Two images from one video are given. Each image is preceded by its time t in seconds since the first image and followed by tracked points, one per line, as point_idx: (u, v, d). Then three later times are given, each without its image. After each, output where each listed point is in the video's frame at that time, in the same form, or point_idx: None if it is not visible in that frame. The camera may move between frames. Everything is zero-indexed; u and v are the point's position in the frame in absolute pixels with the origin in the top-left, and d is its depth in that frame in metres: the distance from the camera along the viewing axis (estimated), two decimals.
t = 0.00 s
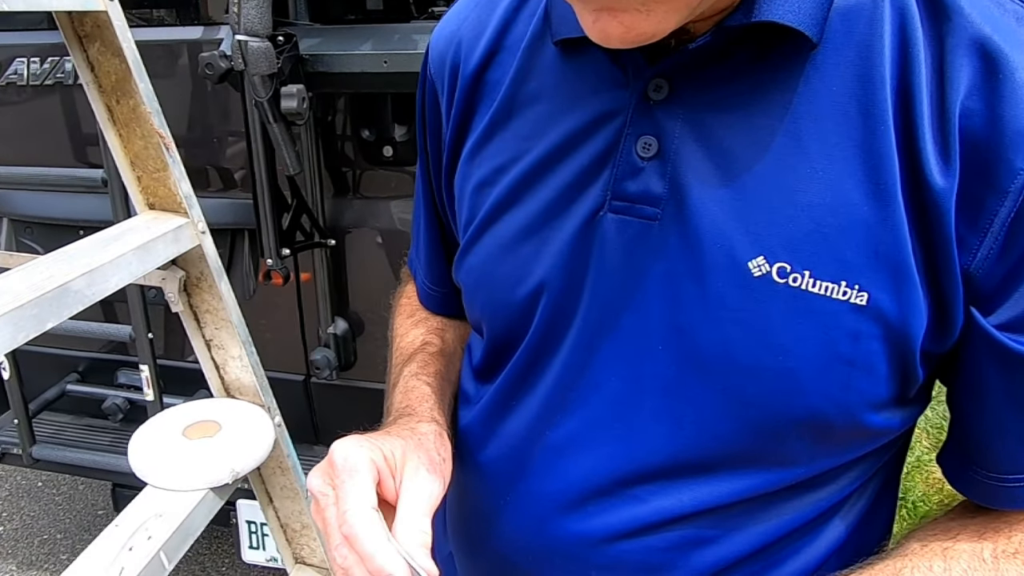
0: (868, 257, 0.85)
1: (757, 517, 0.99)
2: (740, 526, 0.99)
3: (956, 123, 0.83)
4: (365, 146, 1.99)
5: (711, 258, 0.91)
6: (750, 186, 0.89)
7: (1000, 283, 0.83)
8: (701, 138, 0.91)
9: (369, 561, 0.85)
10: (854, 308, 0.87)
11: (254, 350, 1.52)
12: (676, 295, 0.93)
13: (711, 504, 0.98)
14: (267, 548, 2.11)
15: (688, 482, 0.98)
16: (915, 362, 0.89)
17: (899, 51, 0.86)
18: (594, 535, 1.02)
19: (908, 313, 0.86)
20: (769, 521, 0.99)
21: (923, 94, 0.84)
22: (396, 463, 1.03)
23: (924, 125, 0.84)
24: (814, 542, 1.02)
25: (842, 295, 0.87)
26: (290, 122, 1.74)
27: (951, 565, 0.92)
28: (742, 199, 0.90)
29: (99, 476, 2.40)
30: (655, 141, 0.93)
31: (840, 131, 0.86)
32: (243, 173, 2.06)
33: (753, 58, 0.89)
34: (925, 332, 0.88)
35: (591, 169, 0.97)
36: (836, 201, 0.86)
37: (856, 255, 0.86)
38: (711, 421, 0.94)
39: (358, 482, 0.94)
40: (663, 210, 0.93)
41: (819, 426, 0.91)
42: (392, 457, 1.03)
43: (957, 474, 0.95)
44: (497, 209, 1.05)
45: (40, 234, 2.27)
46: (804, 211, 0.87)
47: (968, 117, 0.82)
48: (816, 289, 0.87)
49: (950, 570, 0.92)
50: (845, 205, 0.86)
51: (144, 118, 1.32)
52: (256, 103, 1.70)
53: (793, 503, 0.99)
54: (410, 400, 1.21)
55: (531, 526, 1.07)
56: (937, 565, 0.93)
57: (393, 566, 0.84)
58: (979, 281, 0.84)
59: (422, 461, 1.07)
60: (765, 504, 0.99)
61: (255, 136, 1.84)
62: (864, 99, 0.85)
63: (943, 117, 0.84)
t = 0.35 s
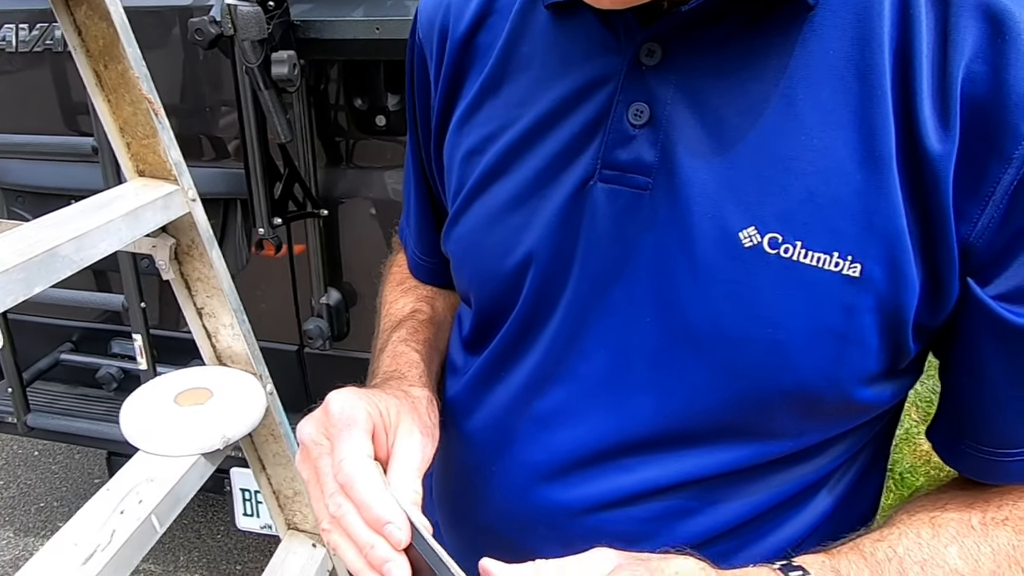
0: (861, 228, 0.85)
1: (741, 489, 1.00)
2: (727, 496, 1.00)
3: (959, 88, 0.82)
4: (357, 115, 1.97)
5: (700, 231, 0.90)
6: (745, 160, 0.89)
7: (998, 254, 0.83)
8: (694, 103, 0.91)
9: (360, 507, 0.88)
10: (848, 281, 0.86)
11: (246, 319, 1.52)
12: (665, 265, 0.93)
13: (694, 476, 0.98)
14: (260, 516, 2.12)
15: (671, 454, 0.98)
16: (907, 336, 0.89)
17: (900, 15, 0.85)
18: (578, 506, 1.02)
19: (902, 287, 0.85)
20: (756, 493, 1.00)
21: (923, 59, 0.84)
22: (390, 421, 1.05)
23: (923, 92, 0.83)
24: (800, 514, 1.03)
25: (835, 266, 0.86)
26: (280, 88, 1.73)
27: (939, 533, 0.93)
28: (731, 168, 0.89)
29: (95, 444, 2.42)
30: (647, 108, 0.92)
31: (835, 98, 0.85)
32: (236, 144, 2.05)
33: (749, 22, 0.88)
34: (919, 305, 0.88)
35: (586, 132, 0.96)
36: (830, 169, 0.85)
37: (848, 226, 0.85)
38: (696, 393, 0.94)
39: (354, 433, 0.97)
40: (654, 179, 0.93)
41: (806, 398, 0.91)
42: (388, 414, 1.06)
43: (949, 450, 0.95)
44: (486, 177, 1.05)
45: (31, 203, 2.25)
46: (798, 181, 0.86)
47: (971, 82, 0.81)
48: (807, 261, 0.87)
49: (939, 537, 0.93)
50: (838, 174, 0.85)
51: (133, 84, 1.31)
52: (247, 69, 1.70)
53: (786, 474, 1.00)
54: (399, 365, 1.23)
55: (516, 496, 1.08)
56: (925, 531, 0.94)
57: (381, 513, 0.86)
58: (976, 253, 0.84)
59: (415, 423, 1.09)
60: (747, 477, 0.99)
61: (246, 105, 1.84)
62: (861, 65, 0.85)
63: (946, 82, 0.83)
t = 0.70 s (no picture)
0: (847, 187, 0.84)
1: (725, 453, 1.01)
2: (705, 459, 1.01)
3: (957, 41, 0.80)
4: (356, 80, 1.96)
5: (685, 186, 0.89)
6: (728, 112, 0.87)
7: (989, 215, 0.82)
8: (680, 55, 0.88)
9: (346, 467, 0.87)
10: (835, 242, 0.86)
11: (242, 283, 1.52)
12: (646, 224, 0.92)
13: (678, 440, 0.99)
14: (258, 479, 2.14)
15: (656, 418, 0.99)
16: (893, 296, 0.89)
17: None
18: (561, 469, 1.03)
19: (888, 254, 0.86)
20: (738, 457, 1.01)
21: (923, 8, 0.82)
22: (375, 383, 1.05)
23: (920, 44, 0.82)
24: (779, 483, 1.04)
25: (821, 227, 0.86)
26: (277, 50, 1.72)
27: (893, 503, 0.93)
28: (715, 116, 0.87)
29: (96, 407, 2.43)
30: (632, 60, 0.89)
31: (827, 52, 0.83)
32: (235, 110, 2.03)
33: None
34: (906, 267, 0.88)
35: (564, 93, 0.94)
36: (819, 126, 0.84)
37: (837, 185, 0.85)
38: (678, 357, 0.94)
39: (337, 396, 0.97)
40: (638, 135, 0.90)
41: (789, 360, 0.92)
42: (372, 377, 1.06)
43: (922, 418, 0.96)
44: (469, 134, 1.03)
45: (29, 167, 2.21)
46: (788, 136, 0.85)
47: (970, 33, 0.80)
48: (794, 221, 0.86)
49: (894, 507, 0.93)
50: (827, 130, 0.84)
51: (126, 44, 1.30)
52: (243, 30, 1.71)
53: (766, 439, 1.00)
54: (384, 330, 1.24)
55: (499, 458, 1.09)
56: (881, 502, 0.94)
57: (368, 471, 0.86)
58: (966, 213, 0.84)
59: (400, 385, 1.09)
60: (732, 441, 1.00)
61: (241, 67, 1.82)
62: (855, 16, 0.82)
63: (945, 35, 0.81)
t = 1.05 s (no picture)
0: (854, 160, 0.83)
1: (723, 438, 1.00)
2: (705, 440, 1.00)
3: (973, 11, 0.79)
4: (360, 55, 1.94)
5: (683, 158, 0.87)
6: (726, 78, 0.85)
7: (1004, 190, 0.81)
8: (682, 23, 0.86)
9: (336, 444, 0.88)
10: (840, 219, 0.85)
11: (243, 259, 1.51)
12: (642, 199, 0.90)
13: (673, 424, 0.98)
14: (262, 454, 2.14)
15: (650, 404, 0.98)
16: (899, 276, 0.88)
17: None
18: (554, 451, 1.02)
19: (898, 229, 0.84)
20: (736, 442, 1.00)
21: None
22: (364, 357, 1.05)
23: (935, 14, 0.80)
24: (775, 469, 1.03)
25: (825, 203, 0.84)
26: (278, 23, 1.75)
27: (897, 489, 0.92)
28: (715, 89, 0.85)
29: (100, 381, 2.43)
30: (629, 29, 0.87)
31: (835, 18, 0.81)
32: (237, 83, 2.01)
33: None
34: (915, 248, 0.87)
35: (556, 66, 0.93)
36: (826, 97, 0.82)
37: (843, 158, 0.83)
38: (672, 337, 0.92)
39: (325, 372, 0.97)
40: (635, 107, 0.89)
41: (789, 340, 0.90)
42: (361, 351, 1.05)
43: (930, 406, 0.94)
44: (462, 104, 1.02)
45: (32, 141, 2.20)
46: (791, 107, 0.83)
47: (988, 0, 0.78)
48: (798, 196, 0.85)
49: (897, 494, 0.92)
50: (835, 101, 0.82)
51: (125, 15, 1.27)
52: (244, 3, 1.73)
53: (762, 426, 0.99)
54: (374, 308, 1.23)
55: (491, 439, 1.08)
56: (884, 488, 0.93)
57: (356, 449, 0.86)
58: (981, 187, 0.82)
59: (390, 358, 1.09)
60: (729, 428, 0.99)
61: (244, 42, 1.81)
62: None
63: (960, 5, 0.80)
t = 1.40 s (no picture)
0: (868, 138, 0.81)
1: (724, 425, 0.98)
2: (706, 426, 0.98)
3: None
4: (362, 34, 1.91)
5: (690, 135, 0.85)
6: (735, 51, 0.83)
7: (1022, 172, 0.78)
8: None
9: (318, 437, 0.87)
10: (854, 200, 0.82)
11: (242, 241, 1.49)
12: (646, 178, 0.88)
13: (674, 410, 0.96)
14: (263, 436, 2.11)
15: (651, 389, 0.95)
16: (911, 260, 0.85)
17: None
18: (552, 437, 1.00)
19: (916, 208, 0.81)
20: (738, 429, 0.98)
21: None
22: (351, 342, 1.04)
23: None
24: (780, 456, 1.01)
25: (837, 182, 0.82)
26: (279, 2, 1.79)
27: (903, 481, 0.90)
28: (723, 61, 0.84)
29: (101, 362, 2.42)
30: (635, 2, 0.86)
31: None
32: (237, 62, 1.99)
33: None
34: (928, 232, 0.84)
35: (559, 40, 0.91)
36: (841, 72, 0.80)
37: (855, 136, 0.81)
38: (673, 321, 0.90)
39: (309, 359, 0.95)
40: (640, 81, 0.87)
41: (795, 325, 0.88)
42: (349, 336, 1.04)
43: (936, 394, 0.92)
44: (461, 78, 1.00)
45: (31, 120, 2.18)
46: (804, 82, 0.81)
47: None
48: (810, 176, 0.83)
49: (903, 486, 0.90)
50: (852, 76, 0.80)
51: None
52: None
53: (766, 413, 0.98)
54: (362, 287, 1.22)
55: (486, 425, 1.06)
56: (890, 479, 0.91)
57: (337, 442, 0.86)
58: (999, 170, 0.79)
59: (378, 343, 1.07)
60: (730, 416, 0.98)
61: (243, 21, 1.79)
62: None
63: None
